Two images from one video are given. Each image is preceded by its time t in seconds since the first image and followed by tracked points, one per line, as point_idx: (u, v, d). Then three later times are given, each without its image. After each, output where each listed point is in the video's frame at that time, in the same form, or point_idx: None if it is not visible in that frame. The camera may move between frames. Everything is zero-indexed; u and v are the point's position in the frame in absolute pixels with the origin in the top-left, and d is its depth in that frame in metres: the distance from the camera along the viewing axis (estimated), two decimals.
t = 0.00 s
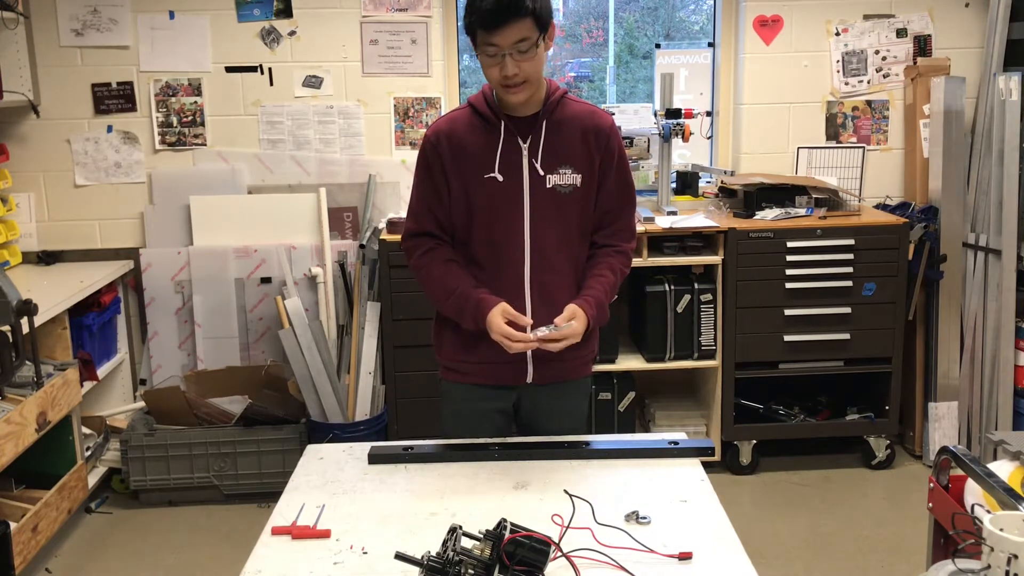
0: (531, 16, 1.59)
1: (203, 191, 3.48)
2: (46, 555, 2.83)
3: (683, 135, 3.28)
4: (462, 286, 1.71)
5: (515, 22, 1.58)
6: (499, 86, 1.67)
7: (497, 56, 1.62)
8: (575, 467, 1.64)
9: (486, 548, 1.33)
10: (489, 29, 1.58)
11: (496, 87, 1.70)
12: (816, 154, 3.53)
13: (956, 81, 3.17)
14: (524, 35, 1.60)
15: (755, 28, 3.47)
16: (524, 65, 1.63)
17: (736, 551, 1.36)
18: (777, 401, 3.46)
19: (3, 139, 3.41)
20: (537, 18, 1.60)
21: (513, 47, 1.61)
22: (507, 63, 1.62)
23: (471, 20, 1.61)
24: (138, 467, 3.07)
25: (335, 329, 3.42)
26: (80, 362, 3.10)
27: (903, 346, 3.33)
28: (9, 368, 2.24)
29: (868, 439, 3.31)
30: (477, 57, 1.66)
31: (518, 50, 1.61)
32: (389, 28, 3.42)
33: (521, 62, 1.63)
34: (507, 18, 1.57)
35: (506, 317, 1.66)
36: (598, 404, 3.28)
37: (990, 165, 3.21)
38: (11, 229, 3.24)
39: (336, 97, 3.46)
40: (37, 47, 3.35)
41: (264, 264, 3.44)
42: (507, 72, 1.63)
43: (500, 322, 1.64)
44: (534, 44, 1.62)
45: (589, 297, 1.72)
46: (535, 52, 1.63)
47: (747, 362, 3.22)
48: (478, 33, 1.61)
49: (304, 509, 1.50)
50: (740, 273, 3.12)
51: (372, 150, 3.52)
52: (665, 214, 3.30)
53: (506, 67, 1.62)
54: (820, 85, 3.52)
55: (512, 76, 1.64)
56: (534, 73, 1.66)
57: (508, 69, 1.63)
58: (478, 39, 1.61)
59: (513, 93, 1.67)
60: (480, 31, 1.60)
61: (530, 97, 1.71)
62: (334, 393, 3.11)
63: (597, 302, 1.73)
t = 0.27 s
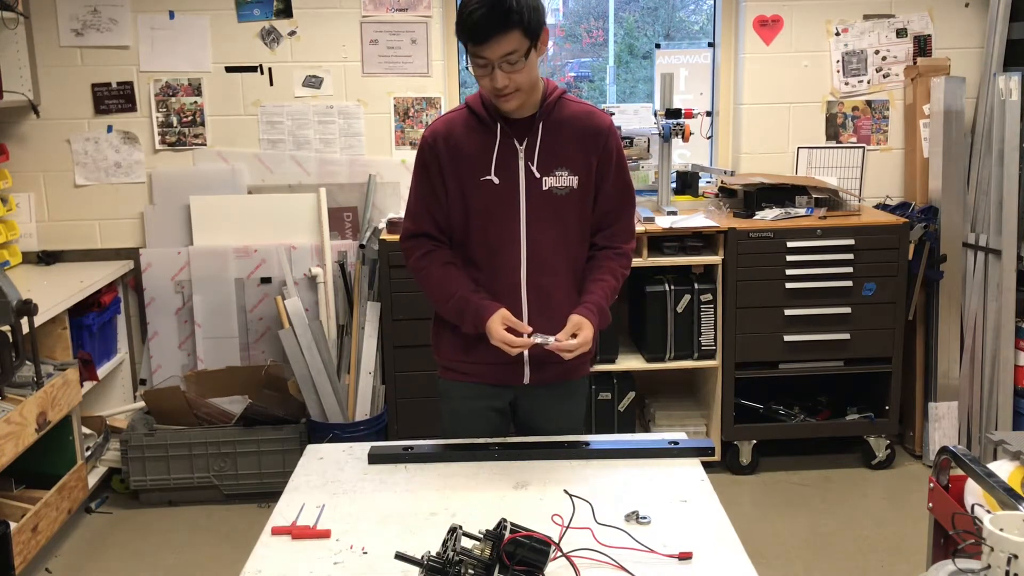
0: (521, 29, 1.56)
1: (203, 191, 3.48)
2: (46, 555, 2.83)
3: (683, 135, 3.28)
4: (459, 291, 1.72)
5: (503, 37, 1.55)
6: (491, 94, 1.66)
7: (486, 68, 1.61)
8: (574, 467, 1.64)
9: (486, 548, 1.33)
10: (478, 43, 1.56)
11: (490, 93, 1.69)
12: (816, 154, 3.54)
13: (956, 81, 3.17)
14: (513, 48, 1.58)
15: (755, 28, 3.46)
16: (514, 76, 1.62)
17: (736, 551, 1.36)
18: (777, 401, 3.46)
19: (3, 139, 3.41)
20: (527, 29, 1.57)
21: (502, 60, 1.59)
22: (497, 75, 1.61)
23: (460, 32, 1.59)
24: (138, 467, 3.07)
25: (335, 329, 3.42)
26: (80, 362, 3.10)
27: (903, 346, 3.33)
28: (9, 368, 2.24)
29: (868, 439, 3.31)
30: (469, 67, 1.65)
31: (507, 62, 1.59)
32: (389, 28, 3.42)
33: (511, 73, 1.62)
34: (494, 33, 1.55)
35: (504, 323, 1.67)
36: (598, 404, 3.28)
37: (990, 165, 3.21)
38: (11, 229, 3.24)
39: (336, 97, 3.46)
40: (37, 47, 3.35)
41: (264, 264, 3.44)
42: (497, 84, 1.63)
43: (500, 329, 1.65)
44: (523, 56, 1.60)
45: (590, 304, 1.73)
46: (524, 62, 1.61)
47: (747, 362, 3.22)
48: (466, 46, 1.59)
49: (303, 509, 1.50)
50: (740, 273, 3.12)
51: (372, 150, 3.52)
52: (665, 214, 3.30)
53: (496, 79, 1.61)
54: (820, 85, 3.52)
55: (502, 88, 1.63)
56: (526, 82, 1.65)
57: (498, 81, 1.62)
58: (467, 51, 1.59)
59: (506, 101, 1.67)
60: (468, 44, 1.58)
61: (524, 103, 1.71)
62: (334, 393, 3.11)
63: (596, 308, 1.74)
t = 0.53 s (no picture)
0: (513, 38, 1.56)
1: (203, 191, 3.48)
2: (46, 555, 2.83)
3: (683, 135, 3.28)
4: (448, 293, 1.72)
5: (494, 47, 1.55)
6: (483, 103, 1.66)
7: (478, 77, 1.60)
8: (574, 467, 1.64)
9: (486, 548, 1.33)
10: (470, 53, 1.56)
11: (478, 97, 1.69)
12: (816, 154, 3.54)
13: (956, 81, 3.17)
14: (506, 57, 1.58)
15: (755, 28, 3.46)
16: (506, 85, 1.62)
17: (736, 551, 1.36)
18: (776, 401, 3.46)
19: (3, 139, 3.41)
20: (518, 37, 1.57)
21: (494, 70, 1.59)
22: (489, 84, 1.61)
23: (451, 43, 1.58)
24: (138, 467, 3.07)
25: (335, 329, 3.42)
26: (80, 362, 3.10)
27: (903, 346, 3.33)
28: (9, 368, 2.24)
29: (868, 439, 3.31)
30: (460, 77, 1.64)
31: (499, 71, 1.59)
32: (389, 28, 3.42)
33: (503, 82, 1.62)
34: (486, 44, 1.55)
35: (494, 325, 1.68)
36: (598, 404, 3.28)
37: (990, 165, 3.21)
38: (11, 229, 3.24)
39: (336, 97, 3.47)
40: (37, 47, 3.35)
41: (264, 263, 3.44)
42: (490, 93, 1.62)
43: (489, 331, 1.65)
44: (514, 64, 1.60)
45: (581, 305, 1.71)
46: (515, 71, 1.61)
47: (747, 362, 3.22)
48: (458, 55, 1.58)
49: (303, 509, 1.50)
50: (740, 273, 3.12)
51: (372, 150, 3.52)
52: (665, 214, 3.30)
53: (488, 88, 1.61)
54: (820, 85, 3.52)
55: (495, 97, 1.63)
56: (518, 90, 1.65)
57: (490, 90, 1.62)
58: (459, 61, 1.59)
59: (498, 109, 1.67)
60: (460, 53, 1.58)
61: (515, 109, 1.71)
62: (334, 393, 3.11)
63: (584, 309, 1.71)
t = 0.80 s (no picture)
0: (494, 39, 1.56)
1: (203, 191, 3.47)
2: (46, 555, 2.83)
3: (683, 135, 3.28)
4: (432, 294, 1.73)
5: (475, 49, 1.55)
6: (465, 102, 1.66)
7: (460, 78, 1.60)
8: (574, 467, 1.64)
9: (486, 548, 1.33)
10: (452, 55, 1.56)
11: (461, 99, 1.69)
12: (816, 154, 3.54)
13: (956, 81, 3.17)
14: (488, 59, 1.58)
15: (755, 28, 3.46)
16: (488, 86, 1.62)
17: (735, 551, 1.36)
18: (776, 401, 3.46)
19: (3, 139, 3.41)
20: (500, 39, 1.57)
21: (476, 71, 1.59)
22: (471, 85, 1.61)
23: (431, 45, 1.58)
24: (138, 467, 3.07)
25: (335, 329, 3.42)
26: (80, 362, 3.10)
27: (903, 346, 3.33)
28: (9, 368, 2.24)
29: (868, 439, 3.31)
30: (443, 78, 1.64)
31: (480, 72, 1.59)
32: (389, 28, 3.42)
33: (485, 83, 1.61)
34: (467, 46, 1.55)
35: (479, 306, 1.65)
36: (598, 404, 3.28)
37: (990, 165, 3.21)
38: (11, 229, 3.24)
39: (336, 97, 3.47)
40: (37, 47, 3.35)
41: (264, 263, 3.44)
42: (472, 94, 1.62)
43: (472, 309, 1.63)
44: (497, 66, 1.60)
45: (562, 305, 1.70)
46: (497, 72, 1.61)
47: (747, 362, 3.22)
48: (439, 57, 1.58)
49: (303, 509, 1.50)
50: (740, 272, 3.12)
51: (372, 150, 3.52)
52: (665, 214, 3.30)
53: (470, 90, 1.61)
54: (820, 85, 3.52)
55: (477, 98, 1.63)
56: (500, 91, 1.65)
57: (472, 91, 1.62)
58: (440, 62, 1.59)
59: (481, 109, 1.67)
60: (441, 55, 1.57)
61: (498, 110, 1.71)
62: (334, 393, 3.11)
63: (561, 310, 1.70)
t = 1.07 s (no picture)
0: (476, 40, 1.56)
1: (203, 191, 3.47)
2: (46, 555, 2.83)
3: (683, 135, 3.28)
4: (416, 295, 1.73)
5: (457, 51, 1.55)
6: (448, 105, 1.66)
7: (442, 81, 1.60)
8: (574, 467, 1.64)
9: (486, 548, 1.33)
10: (434, 58, 1.56)
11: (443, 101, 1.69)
12: (816, 154, 3.54)
13: (956, 81, 3.17)
14: (470, 60, 1.58)
15: (754, 28, 3.46)
16: (471, 88, 1.63)
17: (735, 551, 1.36)
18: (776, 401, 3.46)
19: (3, 139, 3.41)
20: (481, 40, 1.57)
21: (459, 73, 1.59)
22: (453, 87, 1.61)
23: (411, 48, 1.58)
24: (138, 467, 3.07)
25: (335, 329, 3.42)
26: (80, 362, 3.11)
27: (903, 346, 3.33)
28: (9, 368, 2.24)
29: (868, 439, 3.31)
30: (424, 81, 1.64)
31: (463, 74, 1.59)
32: (389, 28, 3.42)
33: (468, 85, 1.62)
34: (448, 48, 1.55)
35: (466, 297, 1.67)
36: (598, 404, 3.28)
37: (990, 165, 3.21)
38: (11, 229, 3.24)
39: (336, 97, 3.47)
40: (37, 47, 3.35)
41: (264, 263, 3.44)
42: (455, 97, 1.62)
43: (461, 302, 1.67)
44: (479, 67, 1.60)
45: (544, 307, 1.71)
46: (478, 74, 1.61)
47: (747, 362, 3.22)
48: (420, 59, 1.58)
49: (303, 509, 1.50)
50: (740, 273, 3.12)
51: (372, 150, 3.52)
52: (665, 214, 3.30)
53: (454, 92, 1.61)
54: (820, 85, 3.52)
55: (460, 100, 1.63)
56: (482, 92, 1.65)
57: (456, 94, 1.62)
58: (422, 65, 1.58)
59: (464, 111, 1.67)
60: (423, 58, 1.57)
61: (481, 111, 1.72)
62: (334, 393, 3.11)
63: (543, 312, 1.70)
